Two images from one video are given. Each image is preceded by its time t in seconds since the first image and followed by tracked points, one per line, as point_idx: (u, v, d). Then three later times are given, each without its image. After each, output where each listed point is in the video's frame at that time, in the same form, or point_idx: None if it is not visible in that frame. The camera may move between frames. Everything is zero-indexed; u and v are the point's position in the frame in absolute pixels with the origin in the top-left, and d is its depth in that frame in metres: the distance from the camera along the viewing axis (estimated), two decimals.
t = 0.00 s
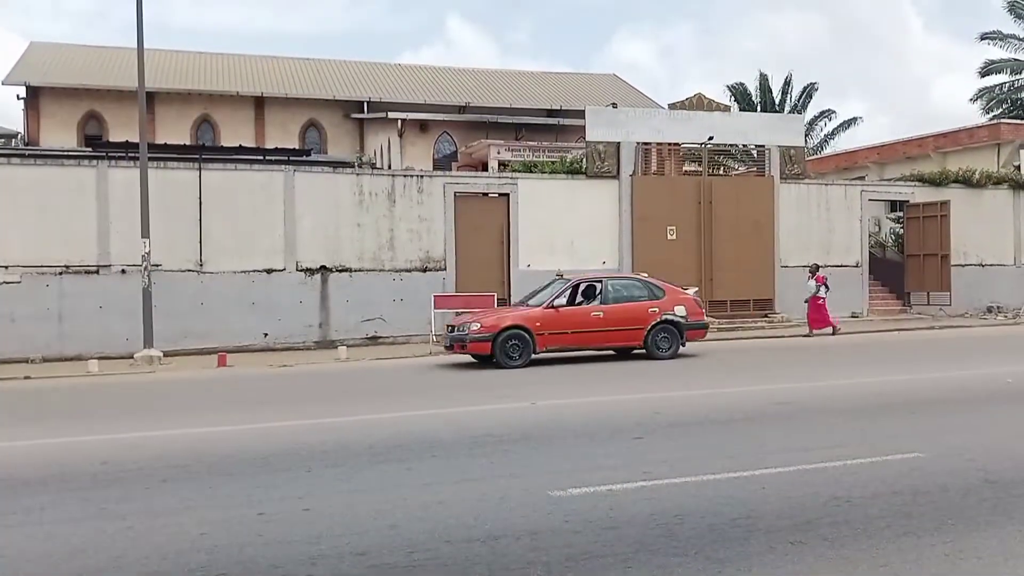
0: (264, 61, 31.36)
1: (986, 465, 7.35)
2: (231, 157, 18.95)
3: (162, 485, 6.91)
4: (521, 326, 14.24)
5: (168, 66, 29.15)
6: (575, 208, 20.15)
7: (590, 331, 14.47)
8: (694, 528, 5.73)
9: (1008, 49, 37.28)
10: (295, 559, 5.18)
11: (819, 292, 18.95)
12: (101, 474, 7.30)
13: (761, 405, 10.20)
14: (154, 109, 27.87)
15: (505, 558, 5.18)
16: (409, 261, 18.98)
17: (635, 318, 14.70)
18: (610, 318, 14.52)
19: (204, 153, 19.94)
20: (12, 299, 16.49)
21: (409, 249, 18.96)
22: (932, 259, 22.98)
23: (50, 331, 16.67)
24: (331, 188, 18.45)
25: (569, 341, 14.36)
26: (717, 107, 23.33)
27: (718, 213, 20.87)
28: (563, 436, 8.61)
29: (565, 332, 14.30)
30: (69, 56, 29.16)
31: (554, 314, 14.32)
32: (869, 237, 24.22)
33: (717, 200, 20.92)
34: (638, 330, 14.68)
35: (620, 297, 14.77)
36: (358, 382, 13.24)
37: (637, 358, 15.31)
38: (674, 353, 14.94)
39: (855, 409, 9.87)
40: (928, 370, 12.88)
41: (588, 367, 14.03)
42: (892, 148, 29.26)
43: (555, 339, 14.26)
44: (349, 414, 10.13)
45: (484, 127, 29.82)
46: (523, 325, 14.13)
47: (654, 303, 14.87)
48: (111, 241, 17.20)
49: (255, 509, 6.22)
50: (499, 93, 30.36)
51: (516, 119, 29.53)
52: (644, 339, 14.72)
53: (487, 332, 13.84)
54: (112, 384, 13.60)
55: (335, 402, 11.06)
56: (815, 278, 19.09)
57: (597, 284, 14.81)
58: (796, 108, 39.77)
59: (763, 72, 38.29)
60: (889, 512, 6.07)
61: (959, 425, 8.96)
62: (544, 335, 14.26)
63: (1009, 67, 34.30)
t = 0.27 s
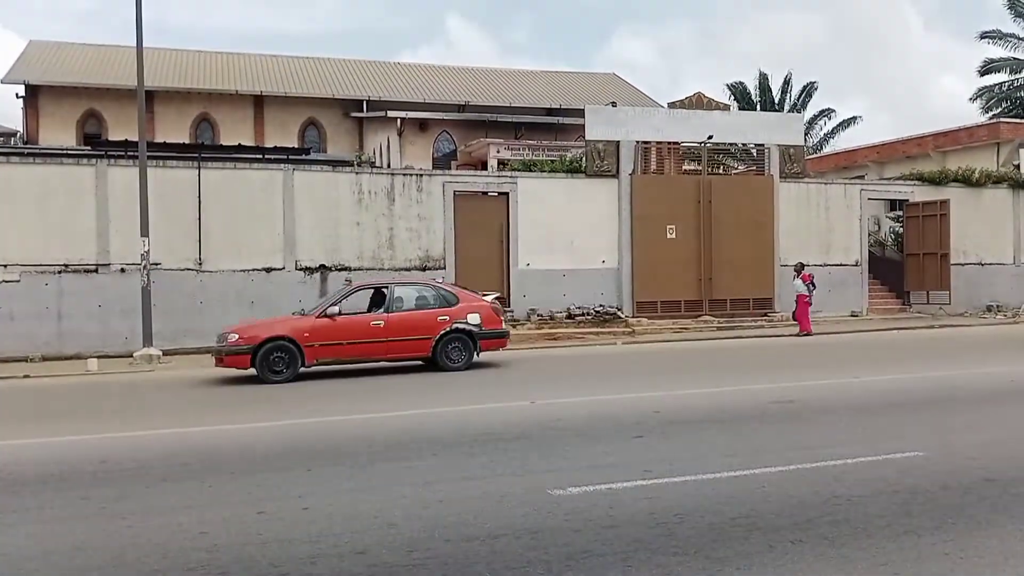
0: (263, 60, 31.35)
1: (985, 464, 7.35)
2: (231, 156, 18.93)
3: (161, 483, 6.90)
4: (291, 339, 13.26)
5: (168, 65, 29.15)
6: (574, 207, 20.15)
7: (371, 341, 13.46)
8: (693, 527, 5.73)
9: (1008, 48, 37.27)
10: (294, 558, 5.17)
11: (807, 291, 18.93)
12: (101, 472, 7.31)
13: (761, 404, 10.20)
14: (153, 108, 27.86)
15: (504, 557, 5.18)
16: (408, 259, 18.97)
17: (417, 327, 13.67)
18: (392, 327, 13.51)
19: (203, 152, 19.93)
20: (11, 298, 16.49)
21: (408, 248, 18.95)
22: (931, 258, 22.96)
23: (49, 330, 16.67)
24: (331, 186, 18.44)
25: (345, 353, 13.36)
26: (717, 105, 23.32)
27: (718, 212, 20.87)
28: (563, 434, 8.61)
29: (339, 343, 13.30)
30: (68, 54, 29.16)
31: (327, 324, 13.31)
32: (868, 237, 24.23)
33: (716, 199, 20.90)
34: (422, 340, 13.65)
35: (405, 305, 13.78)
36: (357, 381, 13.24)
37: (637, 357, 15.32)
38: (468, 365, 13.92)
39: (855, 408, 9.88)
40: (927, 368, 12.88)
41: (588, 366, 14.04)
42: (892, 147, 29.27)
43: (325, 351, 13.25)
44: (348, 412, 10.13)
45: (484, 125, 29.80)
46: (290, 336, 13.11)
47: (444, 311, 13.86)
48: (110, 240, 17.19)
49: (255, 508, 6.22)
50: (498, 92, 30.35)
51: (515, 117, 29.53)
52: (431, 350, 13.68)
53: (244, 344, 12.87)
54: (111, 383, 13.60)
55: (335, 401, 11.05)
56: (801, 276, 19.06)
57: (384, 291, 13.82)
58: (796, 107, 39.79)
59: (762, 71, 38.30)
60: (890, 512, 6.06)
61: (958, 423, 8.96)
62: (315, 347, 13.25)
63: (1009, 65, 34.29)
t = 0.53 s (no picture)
0: (263, 61, 31.35)
1: (985, 464, 7.34)
2: (231, 157, 18.94)
3: (163, 484, 6.91)
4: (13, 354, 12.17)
5: (167, 67, 29.16)
6: (574, 208, 20.14)
7: (100, 357, 12.38)
8: (693, 528, 5.73)
9: (1008, 48, 37.25)
10: (294, 559, 5.18)
11: (791, 293, 18.83)
12: (101, 473, 7.31)
13: (760, 404, 10.20)
14: (153, 110, 27.87)
15: (504, 558, 5.18)
16: (408, 260, 18.98)
17: (161, 340, 12.62)
18: (128, 342, 12.46)
19: (203, 153, 19.93)
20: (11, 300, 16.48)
21: (408, 249, 18.96)
22: (932, 258, 23.07)
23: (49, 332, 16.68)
24: (331, 188, 18.45)
25: (73, 369, 12.25)
26: (717, 106, 23.33)
27: (717, 212, 20.86)
28: (563, 435, 8.60)
29: (65, 358, 12.19)
30: (68, 56, 29.18)
31: (55, 338, 12.21)
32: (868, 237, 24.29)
33: (716, 199, 20.89)
34: (163, 355, 12.60)
35: (148, 316, 12.73)
36: (357, 382, 13.23)
37: (636, 358, 15.32)
38: (219, 382, 12.74)
39: (855, 408, 9.87)
40: (927, 368, 12.88)
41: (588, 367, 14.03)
42: (891, 147, 29.27)
43: (51, 366, 12.13)
44: (349, 413, 10.13)
45: (483, 126, 29.80)
46: (8, 351, 12.00)
47: (191, 323, 12.77)
48: (110, 242, 17.19)
49: (256, 509, 6.22)
50: (498, 93, 30.35)
51: (515, 118, 29.54)
52: (176, 366, 12.61)
53: None
54: (110, 384, 13.59)
55: (335, 402, 11.06)
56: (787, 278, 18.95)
57: (128, 302, 12.80)
58: (795, 107, 39.79)
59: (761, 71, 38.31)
60: (889, 512, 6.07)
61: (958, 423, 8.95)
62: (38, 363, 12.14)
63: (1009, 65, 34.27)
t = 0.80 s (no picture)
0: (262, 59, 31.32)
1: (984, 462, 7.34)
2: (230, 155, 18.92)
3: (162, 483, 6.91)
4: None
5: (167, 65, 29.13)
6: (573, 205, 20.13)
7: None
8: (692, 525, 5.72)
9: (1007, 45, 37.27)
10: (294, 557, 5.18)
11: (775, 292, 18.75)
12: (100, 472, 7.30)
13: (760, 402, 10.20)
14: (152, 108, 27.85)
15: (503, 557, 5.17)
16: (408, 258, 18.97)
17: None
18: None
19: (202, 151, 19.91)
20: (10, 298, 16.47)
21: (408, 247, 18.95)
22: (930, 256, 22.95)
23: (48, 330, 16.67)
24: (330, 186, 18.44)
25: None
26: (716, 103, 23.33)
27: (717, 210, 20.85)
28: (562, 433, 8.60)
29: None
30: (67, 54, 29.15)
31: None
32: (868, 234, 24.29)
33: (715, 197, 20.88)
34: None
35: None
36: (357, 380, 13.23)
37: (636, 356, 15.33)
38: None
39: (855, 405, 9.87)
40: (927, 365, 12.88)
41: (587, 365, 14.03)
42: (891, 145, 29.27)
43: None
44: (348, 411, 10.13)
45: (482, 124, 29.79)
46: None
47: None
48: (109, 240, 17.17)
49: (254, 507, 6.21)
50: (497, 91, 30.35)
51: (515, 116, 29.53)
52: None
53: None
54: (109, 382, 13.58)
55: (334, 400, 11.06)
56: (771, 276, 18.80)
57: None
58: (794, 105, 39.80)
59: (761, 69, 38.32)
60: (889, 509, 6.07)
61: (958, 420, 8.95)
62: None
63: (1008, 62, 34.28)
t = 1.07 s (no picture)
0: (253, 59, 31.24)
1: (972, 461, 7.38)
2: (221, 155, 18.87)
3: (152, 484, 6.89)
4: None
5: (157, 64, 29.02)
6: (564, 206, 20.14)
7: None
8: (682, 525, 5.74)
9: (996, 46, 37.44)
10: (283, 558, 5.16)
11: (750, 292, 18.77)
12: (89, 473, 7.26)
13: (751, 402, 10.22)
14: (142, 108, 27.75)
15: (493, 557, 5.17)
16: (399, 258, 18.95)
17: None
18: None
19: (193, 151, 19.84)
20: None
21: (399, 247, 18.93)
22: (921, 256, 22.99)
23: (37, 330, 16.60)
24: (321, 186, 18.41)
25: None
26: (707, 104, 23.38)
27: (707, 211, 20.91)
28: (552, 433, 8.60)
29: None
30: (56, 54, 29.02)
31: None
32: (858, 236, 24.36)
33: (706, 198, 20.93)
34: None
35: None
36: (348, 381, 13.22)
37: (627, 356, 15.34)
38: None
39: (846, 405, 9.91)
40: (917, 365, 12.95)
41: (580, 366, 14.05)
42: (881, 145, 29.38)
43: None
44: (339, 412, 10.12)
45: (474, 125, 29.79)
46: None
47: None
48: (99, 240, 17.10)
49: (244, 508, 6.20)
50: (489, 91, 30.35)
51: (506, 116, 29.55)
52: None
53: None
54: (99, 383, 13.53)
55: (325, 401, 11.04)
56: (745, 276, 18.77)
57: None
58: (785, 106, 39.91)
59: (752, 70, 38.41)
60: (878, 508, 6.09)
61: (947, 420, 8.99)
62: None
63: (998, 63, 34.43)
